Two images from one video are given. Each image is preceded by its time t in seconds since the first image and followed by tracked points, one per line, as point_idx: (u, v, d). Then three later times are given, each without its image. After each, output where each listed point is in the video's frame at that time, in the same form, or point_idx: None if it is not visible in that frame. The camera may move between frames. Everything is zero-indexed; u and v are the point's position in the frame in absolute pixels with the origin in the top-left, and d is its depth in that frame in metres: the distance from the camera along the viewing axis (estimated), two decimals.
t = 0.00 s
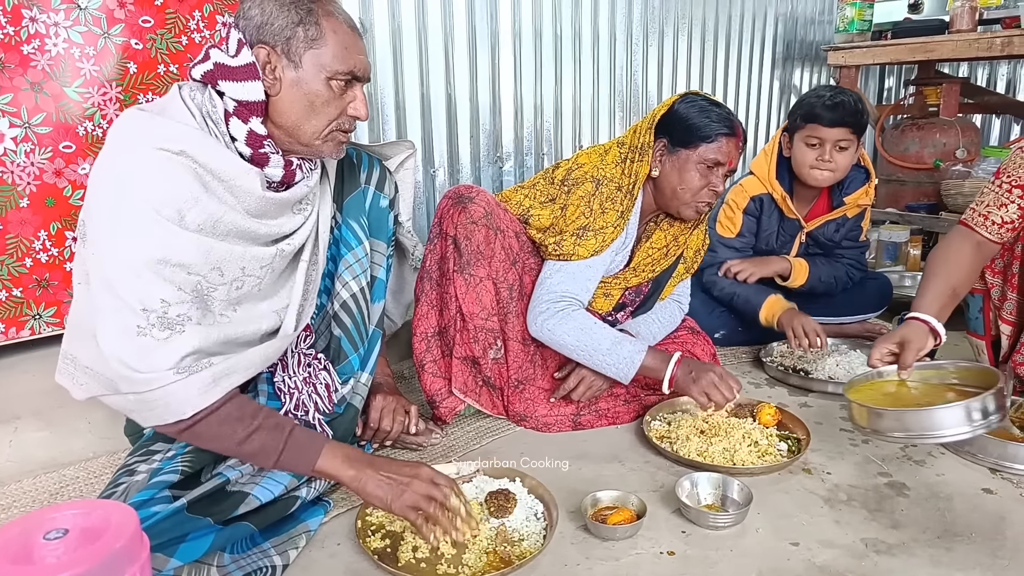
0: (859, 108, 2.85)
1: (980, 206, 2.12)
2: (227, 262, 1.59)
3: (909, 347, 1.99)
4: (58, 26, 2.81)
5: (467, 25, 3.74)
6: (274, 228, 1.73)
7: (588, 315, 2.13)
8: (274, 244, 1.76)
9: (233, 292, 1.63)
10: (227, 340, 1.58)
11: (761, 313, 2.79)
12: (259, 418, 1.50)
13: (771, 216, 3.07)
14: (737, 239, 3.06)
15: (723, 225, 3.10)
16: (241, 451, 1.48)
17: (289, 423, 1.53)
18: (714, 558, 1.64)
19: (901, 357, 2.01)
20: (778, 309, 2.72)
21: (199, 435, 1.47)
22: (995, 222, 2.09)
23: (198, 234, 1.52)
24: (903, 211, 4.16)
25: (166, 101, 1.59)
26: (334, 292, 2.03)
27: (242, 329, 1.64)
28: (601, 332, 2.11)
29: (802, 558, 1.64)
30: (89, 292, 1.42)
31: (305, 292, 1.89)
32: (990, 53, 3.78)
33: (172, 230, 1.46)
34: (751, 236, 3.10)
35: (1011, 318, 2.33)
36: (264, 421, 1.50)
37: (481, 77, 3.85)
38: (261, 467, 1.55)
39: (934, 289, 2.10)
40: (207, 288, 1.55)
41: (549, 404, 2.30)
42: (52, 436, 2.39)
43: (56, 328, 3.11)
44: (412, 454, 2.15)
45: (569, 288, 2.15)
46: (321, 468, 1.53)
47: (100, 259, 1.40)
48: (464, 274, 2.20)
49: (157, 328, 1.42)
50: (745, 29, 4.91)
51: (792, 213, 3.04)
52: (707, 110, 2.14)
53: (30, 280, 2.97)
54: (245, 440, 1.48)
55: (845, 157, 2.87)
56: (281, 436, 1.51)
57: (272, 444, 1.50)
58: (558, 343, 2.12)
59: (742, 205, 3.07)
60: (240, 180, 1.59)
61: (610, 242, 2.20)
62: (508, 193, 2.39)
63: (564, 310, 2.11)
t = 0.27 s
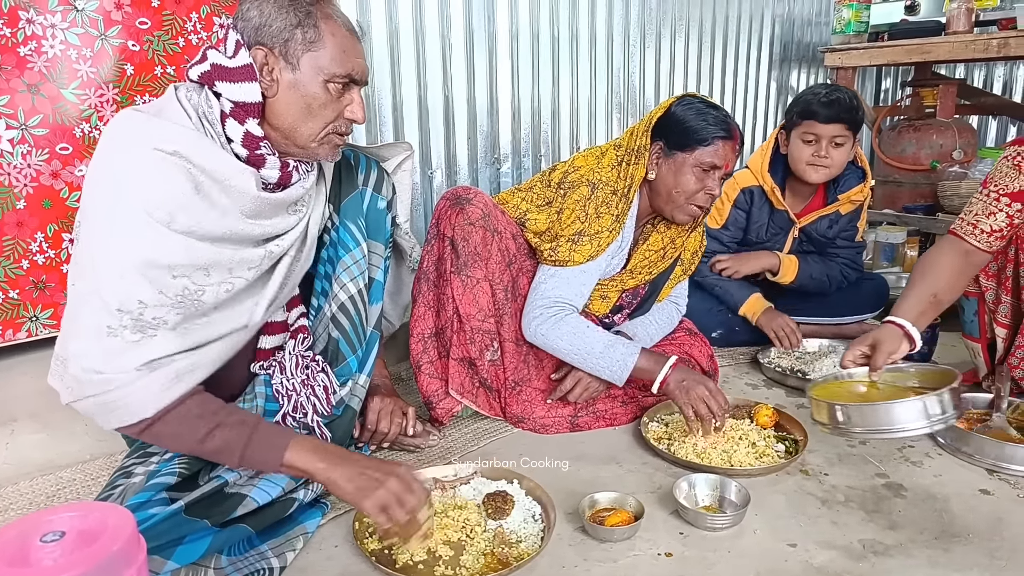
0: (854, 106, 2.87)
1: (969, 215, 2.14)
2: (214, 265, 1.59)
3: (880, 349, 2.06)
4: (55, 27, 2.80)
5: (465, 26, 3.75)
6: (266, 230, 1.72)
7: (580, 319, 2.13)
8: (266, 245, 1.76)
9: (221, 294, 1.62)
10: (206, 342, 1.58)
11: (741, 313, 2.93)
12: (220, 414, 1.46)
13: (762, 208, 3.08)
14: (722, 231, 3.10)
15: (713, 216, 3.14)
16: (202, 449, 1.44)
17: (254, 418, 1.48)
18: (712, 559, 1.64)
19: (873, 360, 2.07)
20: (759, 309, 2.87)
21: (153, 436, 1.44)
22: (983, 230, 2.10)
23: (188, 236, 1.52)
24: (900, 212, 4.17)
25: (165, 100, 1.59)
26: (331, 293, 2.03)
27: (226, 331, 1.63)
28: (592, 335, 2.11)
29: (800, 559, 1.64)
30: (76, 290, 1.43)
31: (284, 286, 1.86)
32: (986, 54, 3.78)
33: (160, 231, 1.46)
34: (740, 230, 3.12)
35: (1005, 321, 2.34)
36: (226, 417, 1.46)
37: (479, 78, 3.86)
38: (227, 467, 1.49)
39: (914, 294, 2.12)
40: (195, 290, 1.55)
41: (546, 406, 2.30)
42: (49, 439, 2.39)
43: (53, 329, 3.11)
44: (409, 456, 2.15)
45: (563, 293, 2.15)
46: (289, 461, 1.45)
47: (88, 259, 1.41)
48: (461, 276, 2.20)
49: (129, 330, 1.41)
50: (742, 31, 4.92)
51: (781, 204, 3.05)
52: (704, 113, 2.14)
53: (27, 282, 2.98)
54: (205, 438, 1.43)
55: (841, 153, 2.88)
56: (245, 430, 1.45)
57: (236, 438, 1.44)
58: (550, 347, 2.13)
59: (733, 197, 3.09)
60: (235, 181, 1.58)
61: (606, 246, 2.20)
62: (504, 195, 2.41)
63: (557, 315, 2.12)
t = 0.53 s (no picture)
0: (850, 105, 2.87)
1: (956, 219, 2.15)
2: (209, 264, 1.59)
3: (852, 347, 2.09)
4: (52, 28, 2.80)
5: (463, 27, 3.74)
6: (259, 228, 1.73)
7: (576, 327, 2.13)
8: (260, 244, 1.76)
9: (218, 293, 1.62)
10: (210, 342, 1.58)
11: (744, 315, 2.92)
12: (238, 425, 1.49)
13: (762, 210, 3.08)
14: (723, 233, 3.10)
15: (711, 218, 3.14)
16: (217, 457, 1.46)
17: (268, 432, 1.52)
18: (711, 559, 1.65)
19: (846, 360, 2.11)
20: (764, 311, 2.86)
21: (171, 442, 1.44)
22: (970, 233, 2.10)
23: (180, 236, 1.52)
24: (898, 211, 4.18)
25: (150, 102, 1.59)
26: (329, 294, 2.02)
27: (226, 331, 1.64)
28: (585, 344, 2.10)
29: (799, 559, 1.64)
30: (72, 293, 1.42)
31: (292, 293, 1.89)
32: (984, 54, 3.78)
33: (153, 232, 1.46)
34: (740, 232, 3.11)
35: (1001, 322, 2.34)
36: (244, 429, 1.49)
37: (477, 78, 3.85)
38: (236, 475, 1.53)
39: (891, 297, 2.13)
40: (191, 289, 1.55)
41: (544, 406, 2.29)
42: (48, 440, 2.39)
43: (52, 330, 3.12)
44: (408, 456, 2.15)
45: (560, 299, 2.15)
46: (301, 477, 1.52)
47: (80, 262, 1.40)
48: (458, 276, 2.19)
49: (136, 330, 1.41)
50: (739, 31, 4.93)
51: (781, 207, 3.05)
52: (701, 112, 2.14)
53: (25, 283, 2.99)
54: (222, 448, 1.46)
55: (838, 153, 2.88)
56: (259, 445, 1.49)
57: (250, 452, 1.48)
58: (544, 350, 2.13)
59: (733, 199, 3.09)
60: (223, 181, 1.59)
61: (604, 246, 2.19)
62: (502, 195, 2.41)
63: (553, 320, 2.12)
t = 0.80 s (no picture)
0: (849, 109, 2.86)
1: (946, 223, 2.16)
2: (213, 264, 1.58)
3: (834, 349, 2.07)
4: (52, 28, 2.80)
5: (462, 27, 3.74)
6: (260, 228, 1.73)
7: (576, 329, 2.13)
8: (262, 245, 1.76)
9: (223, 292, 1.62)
10: (219, 343, 1.58)
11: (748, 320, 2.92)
12: (250, 424, 1.47)
13: (762, 216, 3.09)
14: (723, 239, 3.11)
15: (712, 223, 3.15)
16: (232, 456, 1.46)
17: (281, 429, 1.50)
18: (709, 560, 1.65)
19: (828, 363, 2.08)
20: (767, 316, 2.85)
21: (185, 441, 1.45)
22: (958, 238, 2.11)
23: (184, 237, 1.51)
24: (897, 213, 4.19)
25: (149, 104, 1.59)
26: (329, 295, 2.02)
27: (231, 331, 1.63)
28: (584, 348, 2.11)
29: (798, 560, 1.64)
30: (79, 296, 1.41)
31: (298, 297, 1.90)
32: (983, 55, 3.78)
33: (157, 232, 1.45)
34: (740, 237, 3.13)
35: (997, 326, 2.34)
36: (256, 428, 1.48)
37: (476, 78, 3.85)
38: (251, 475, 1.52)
39: (877, 299, 2.13)
40: (197, 289, 1.55)
41: (543, 407, 2.29)
42: (45, 440, 2.38)
43: (50, 330, 3.12)
44: (406, 457, 2.15)
45: (560, 299, 2.14)
46: (314, 477, 1.51)
47: (87, 265, 1.39)
48: (458, 276, 2.19)
49: (145, 331, 1.41)
50: (739, 32, 4.93)
51: (783, 212, 3.06)
52: (700, 112, 2.14)
53: (24, 283, 2.99)
54: (236, 447, 1.46)
55: (839, 158, 2.88)
56: (274, 443, 1.48)
57: (263, 452, 1.47)
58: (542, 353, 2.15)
59: (733, 205, 3.10)
60: (224, 182, 1.59)
61: (604, 246, 2.19)
62: (501, 195, 2.41)
63: (553, 322, 2.12)
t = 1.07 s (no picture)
0: (850, 112, 2.86)
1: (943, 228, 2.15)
2: (216, 268, 1.58)
3: (827, 356, 2.09)
4: (52, 29, 2.80)
5: (462, 28, 3.74)
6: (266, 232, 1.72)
7: (576, 330, 2.13)
8: (265, 248, 1.76)
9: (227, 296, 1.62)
10: (219, 347, 1.58)
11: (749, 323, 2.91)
12: (250, 430, 1.49)
13: (762, 218, 3.10)
14: (724, 240, 3.11)
15: (714, 225, 3.14)
16: (229, 463, 1.46)
17: (280, 437, 1.52)
18: (708, 562, 1.65)
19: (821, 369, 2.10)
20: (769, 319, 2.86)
21: (179, 448, 1.44)
22: (955, 242, 2.10)
23: (189, 241, 1.51)
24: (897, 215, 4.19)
25: (160, 105, 1.58)
26: (329, 296, 2.02)
27: (231, 335, 1.63)
28: (585, 351, 2.11)
29: (797, 562, 1.64)
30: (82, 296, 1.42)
31: (291, 288, 1.88)
32: (983, 57, 3.79)
33: (163, 236, 1.45)
34: (741, 239, 3.13)
35: (997, 329, 2.35)
36: (256, 434, 1.49)
37: (476, 79, 3.85)
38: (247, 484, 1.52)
39: (872, 304, 2.14)
40: (200, 293, 1.54)
41: (543, 409, 2.29)
42: (45, 441, 2.39)
43: (50, 331, 3.12)
44: (406, 458, 2.16)
45: (560, 301, 2.15)
46: (313, 484, 1.51)
47: (91, 267, 1.39)
48: (457, 277, 2.19)
49: (146, 333, 1.41)
50: (739, 33, 4.93)
51: (783, 215, 3.06)
52: (700, 113, 2.14)
53: (25, 283, 2.99)
54: (234, 453, 1.46)
55: (839, 161, 2.88)
56: (273, 449, 1.49)
57: (263, 457, 1.48)
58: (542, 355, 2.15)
59: (733, 206, 3.10)
60: (233, 186, 1.58)
61: (604, 247, 2.19)
62: (501, 196, 2.41)
63: (554, 323, 2.12)
